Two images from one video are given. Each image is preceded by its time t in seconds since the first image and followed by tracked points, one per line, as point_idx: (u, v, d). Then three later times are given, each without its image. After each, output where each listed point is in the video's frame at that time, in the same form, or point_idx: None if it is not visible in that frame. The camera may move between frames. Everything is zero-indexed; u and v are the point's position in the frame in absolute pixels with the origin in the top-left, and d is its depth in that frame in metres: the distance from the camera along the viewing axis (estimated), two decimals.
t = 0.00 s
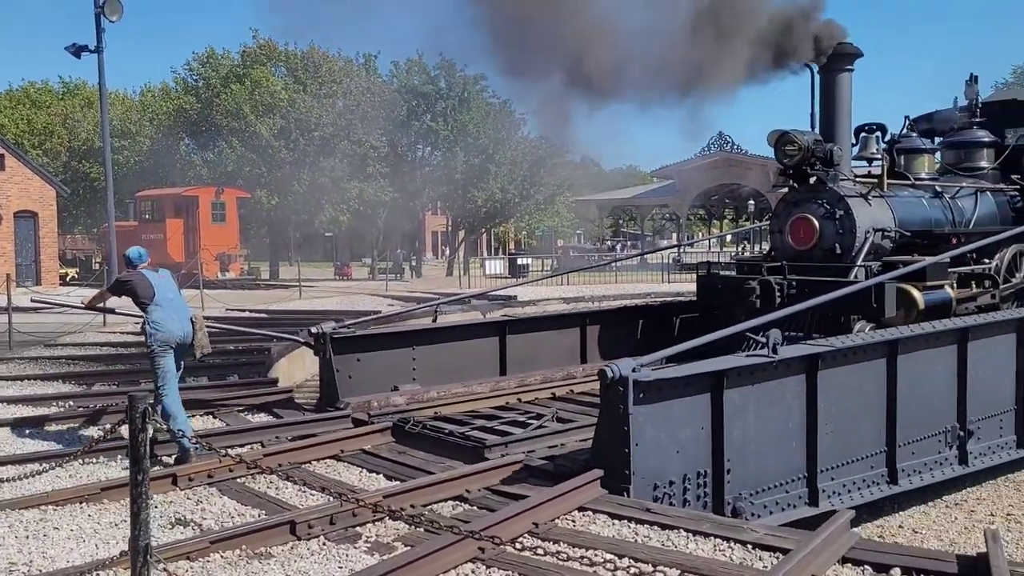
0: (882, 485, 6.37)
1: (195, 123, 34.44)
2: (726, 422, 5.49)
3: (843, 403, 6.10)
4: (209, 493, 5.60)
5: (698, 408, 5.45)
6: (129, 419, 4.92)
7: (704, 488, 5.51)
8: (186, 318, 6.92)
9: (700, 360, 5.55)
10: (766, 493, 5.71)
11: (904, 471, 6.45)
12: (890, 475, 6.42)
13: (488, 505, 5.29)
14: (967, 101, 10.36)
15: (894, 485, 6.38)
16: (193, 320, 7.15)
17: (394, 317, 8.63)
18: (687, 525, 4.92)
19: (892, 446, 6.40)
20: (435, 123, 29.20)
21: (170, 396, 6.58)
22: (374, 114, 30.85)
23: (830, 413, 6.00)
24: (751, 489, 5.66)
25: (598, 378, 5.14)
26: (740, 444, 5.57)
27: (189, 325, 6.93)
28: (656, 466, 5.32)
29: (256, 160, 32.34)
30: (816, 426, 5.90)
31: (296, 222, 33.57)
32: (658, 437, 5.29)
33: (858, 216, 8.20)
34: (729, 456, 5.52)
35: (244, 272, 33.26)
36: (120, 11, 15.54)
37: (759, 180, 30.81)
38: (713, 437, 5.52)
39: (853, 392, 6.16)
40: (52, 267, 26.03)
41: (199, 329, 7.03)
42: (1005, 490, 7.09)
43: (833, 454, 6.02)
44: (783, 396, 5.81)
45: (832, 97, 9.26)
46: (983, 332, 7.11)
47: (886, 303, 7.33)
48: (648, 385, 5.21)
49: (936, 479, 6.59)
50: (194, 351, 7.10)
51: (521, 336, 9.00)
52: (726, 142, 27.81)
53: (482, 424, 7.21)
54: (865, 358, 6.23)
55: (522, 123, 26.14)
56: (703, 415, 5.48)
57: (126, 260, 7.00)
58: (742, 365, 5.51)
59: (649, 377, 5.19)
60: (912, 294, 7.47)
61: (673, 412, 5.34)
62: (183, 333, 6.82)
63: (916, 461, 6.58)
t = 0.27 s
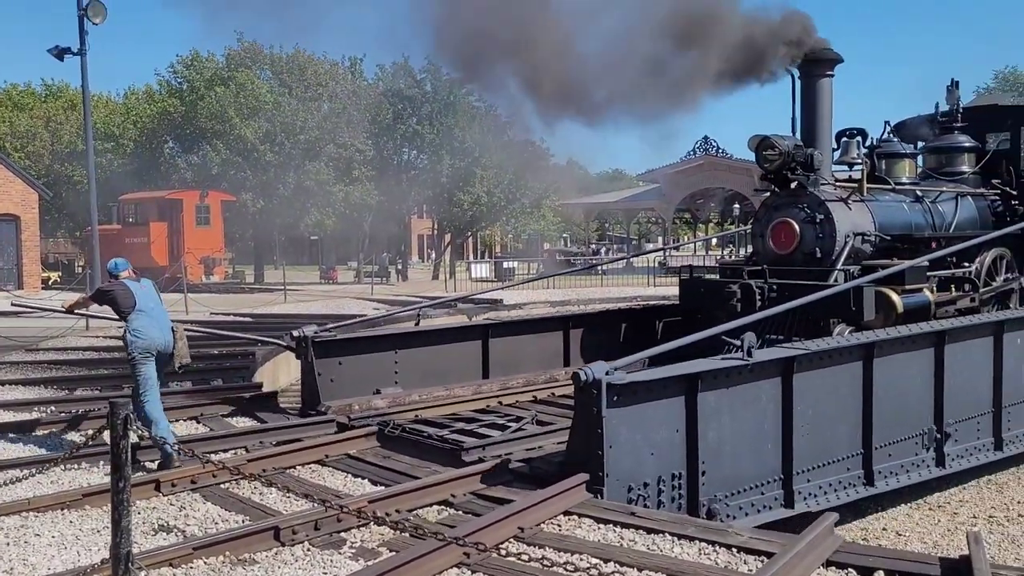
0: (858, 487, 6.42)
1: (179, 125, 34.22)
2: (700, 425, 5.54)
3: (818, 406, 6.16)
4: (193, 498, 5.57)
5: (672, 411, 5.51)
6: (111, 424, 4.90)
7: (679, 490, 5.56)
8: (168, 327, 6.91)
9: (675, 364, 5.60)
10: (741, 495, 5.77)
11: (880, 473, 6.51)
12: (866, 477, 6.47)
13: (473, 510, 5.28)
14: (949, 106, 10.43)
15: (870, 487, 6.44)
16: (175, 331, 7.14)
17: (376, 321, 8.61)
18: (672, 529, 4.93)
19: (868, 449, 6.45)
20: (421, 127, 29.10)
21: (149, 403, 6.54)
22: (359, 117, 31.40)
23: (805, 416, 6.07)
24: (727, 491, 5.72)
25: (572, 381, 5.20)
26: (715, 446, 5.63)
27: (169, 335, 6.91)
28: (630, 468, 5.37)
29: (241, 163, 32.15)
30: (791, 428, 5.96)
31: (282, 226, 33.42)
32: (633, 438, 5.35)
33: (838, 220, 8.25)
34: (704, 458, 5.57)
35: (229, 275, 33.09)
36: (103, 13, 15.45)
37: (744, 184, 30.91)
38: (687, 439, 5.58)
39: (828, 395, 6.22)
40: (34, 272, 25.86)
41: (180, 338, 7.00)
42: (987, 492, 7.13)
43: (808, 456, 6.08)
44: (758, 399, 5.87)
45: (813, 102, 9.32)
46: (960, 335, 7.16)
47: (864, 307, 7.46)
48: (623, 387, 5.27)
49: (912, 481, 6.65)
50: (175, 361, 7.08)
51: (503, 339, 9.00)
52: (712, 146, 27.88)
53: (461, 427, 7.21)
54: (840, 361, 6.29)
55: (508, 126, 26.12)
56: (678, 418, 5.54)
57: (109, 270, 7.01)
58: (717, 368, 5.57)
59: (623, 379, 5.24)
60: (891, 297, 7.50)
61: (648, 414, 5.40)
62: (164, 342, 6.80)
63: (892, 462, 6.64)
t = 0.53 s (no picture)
0: (839, 488, 6.47)
1: (167, 129, 34.09)
2: (679, 427, 5.60)
3: (798, 408, 6.21)
4: (180, 503, 5.53)
5: (651, 414, 5.56)
6: (96, 429, 4.89)
7: (658, 491, 5.62)
8: (153, 336, 6.88)
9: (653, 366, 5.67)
10: (721, 496, 5.84)
11: (861, 475, 6.55)
12: (847, 479, 6.51)
13: (463, 514, 5.27)
14: (934, 110, 10.50)
15: (851, 489, 6.48)
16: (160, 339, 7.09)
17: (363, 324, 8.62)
18: (662, 532, 4.93)
19: (849, 451, 6.50)
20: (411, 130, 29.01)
21: (135, 408, 6.48)
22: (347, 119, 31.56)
23: (785, 418, 6.13)
24: (706, 493, 5.78)
25: (549, 384, 5.29)
26: (695, 448, 5.69)
27: (154, 343, 6.88)
28: (607, 470, 5.42)
29: (230, 166, 32.05)
30: (770, 431, 6.02)
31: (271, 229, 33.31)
32: (610, 441, 5.41)
33: (822, 223, 8.26)
34: (682, 460, 5.63)
35: (218, 279, 32.97)
36: (90, 16, 15.40)
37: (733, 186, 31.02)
38: (666, 440, 5.65)
39: (808, 397, 6.27)
40: (20, 274, 25.65)
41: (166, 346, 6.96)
42: (975, 494, 7.16)
43: (788, 458, 6.14)
44: (737, 401, 5.92)
45: (798, 106, 9.36)
46: (942, 338, 7.20)
47: (847, 310, 7.42)
48: (600, 389, 5.32)
49: (893, 482, 6.70)
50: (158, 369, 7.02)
51: (489, 341, 9.00)
52: (701, 149, 27.95)
53: (445, 429, 7.21)
54: (820, 364, 6.34)
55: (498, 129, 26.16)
56: (657, 420, 5.60)
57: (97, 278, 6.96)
58: (695, 370, 5.62)
59: (600, 382, 5.31)
60: (875, 301, 7.50)
61: (626, 417, 5.46)
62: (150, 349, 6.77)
63: (873, 464, 6.68)
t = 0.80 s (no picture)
0: (821, 491, 6.49)
1: (156, 132, 33.96)
2: (658, 429, 5.63)
3: (779, 412, 6.25)
4: (168, 509, 5.51)
5: (630, 418, 5.59)
6: (82, 435, 4.88)
7: (637, 494, 5.64)
8: (140, 336, 6.87)
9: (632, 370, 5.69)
10: (701, 499, 5.87)
11: (843, 477, 6.58)
12: (829, 481, 6.54)
13: (452, 519, 5.26)
14: (921, 115, 10.56)
15: (833, 491, 6.51)
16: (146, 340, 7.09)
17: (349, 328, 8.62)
18: (651, 537, 4.93)
19: (831, 454, 6.53)
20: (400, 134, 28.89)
21: (119, 405, 6.45)
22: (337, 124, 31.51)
23: (766, 421, 6.15)
24: (687, 495, 5.81)
25: (527, 387, 5.32)
26: (674, 451, 5.73)
27: (141, 343, 6.87)
28: (587, 472, 5.44)
29: (219, 169, 31.95)
30: (751, 433, 6.05)
31: (260, 233, 33.19)
32: (589, 444, 5.43)
33: (807, 228, 8.31)
34: (662, 463, 5.66)
35: (207, 283, 32.85)
36: (78, 20, 15.33)
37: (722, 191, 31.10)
38: (646, 443, 5.66)
39: (789, 400, 6.31)
40: (7, 279, 25.50)
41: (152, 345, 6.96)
42: (962, 497, 7.19)
43: (769, 461, 6.17)
44: (717, 404, 5.95)
45: (783, 112, 9.41)
46: (924, 342, 7.25)
47: (830, 314, 7.50)
48: (578, 393, 5.35)
49: (876, 485, 6.74)
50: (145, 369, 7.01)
51: (477, 345, 8.99)
52: (690, 153, 28.00)
53: (429, 433, 7.22)
54: (801, 367, 6.38)
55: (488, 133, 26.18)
56: (636, 423, 5.63)
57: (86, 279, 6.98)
58: (674, 374, 5.65)
59: (578, 385, 5.33)
60: (858, 305, 7.55)
61: (605, 420, 5.48)
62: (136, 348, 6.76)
63: (856, 467, 6.71)
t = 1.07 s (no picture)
0: (802, 493, 6.55)
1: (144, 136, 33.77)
2: (636, 431, 5.67)
3: (758, 414, 6.30)
4: (156, 515, 5.48)
5: (609, 419, 5.63)
6: (66, 440, 4.85)
7: (616, 496, 5.68)
8: (123, 322, 7.05)
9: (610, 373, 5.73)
10: (681, 500, 5.91)
11: (824, 479, 6.64)
12: (809, 483, 6.60)
13: (441, 523, 5.24)
14: (907, 119, 10.62)
15: (813, 493, 6.57)
16: (134, 327, 7.30)
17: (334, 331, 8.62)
18: (640, 540, 4.94)
19: (812, 455, 6.58)
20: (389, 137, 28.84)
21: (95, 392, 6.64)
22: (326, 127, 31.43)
23: (745, 423, 6.20)
24: (666, 497, 5.86)
25: (505, 390, 5.34)
26: (654, 453, 5.77)
27: (124, 329, 7.06)
28: (565, 474, 5.47)
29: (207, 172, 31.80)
30: (730, 436, 6.10)
31: (248, 236, 33.09)
32: (567, 445, 5.46)
33: (791, 231, 8.34)
34: (641, 464, 5.69)
35: (194, 287, 32.70)
36: (66, 22, 15.28)
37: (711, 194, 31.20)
38: (624, 444, 5.70)
39: (768, 402, 6.36)
40: None
41: (135, 332, 7.14)
42: (950, 500, 7.21)
43: (749, 463, 6.22)
44: (697, 407, 6.00)
45: (768, 116, 9.45)
46: (906, 344, 7.30)
47: (814, 317, 7.46)
48: (556, 395, 5.39)
49: (857, 486, 6.79)
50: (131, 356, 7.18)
51: (464, 348, 9.01)
52: (679, 157, 28.08)
53: (412, 435, 7.24)
54: (781, 370, 6.43)
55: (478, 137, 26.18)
56: (615, 425, 5.67)
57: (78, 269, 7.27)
58: (653, 377, 5.70)
59: (556, 388, 5.37)
60: (842, 308, 7.56)
61: (584, 421, 5.52)
62: (117, 334, 6.94)
63: (837, 469, 6.77)
